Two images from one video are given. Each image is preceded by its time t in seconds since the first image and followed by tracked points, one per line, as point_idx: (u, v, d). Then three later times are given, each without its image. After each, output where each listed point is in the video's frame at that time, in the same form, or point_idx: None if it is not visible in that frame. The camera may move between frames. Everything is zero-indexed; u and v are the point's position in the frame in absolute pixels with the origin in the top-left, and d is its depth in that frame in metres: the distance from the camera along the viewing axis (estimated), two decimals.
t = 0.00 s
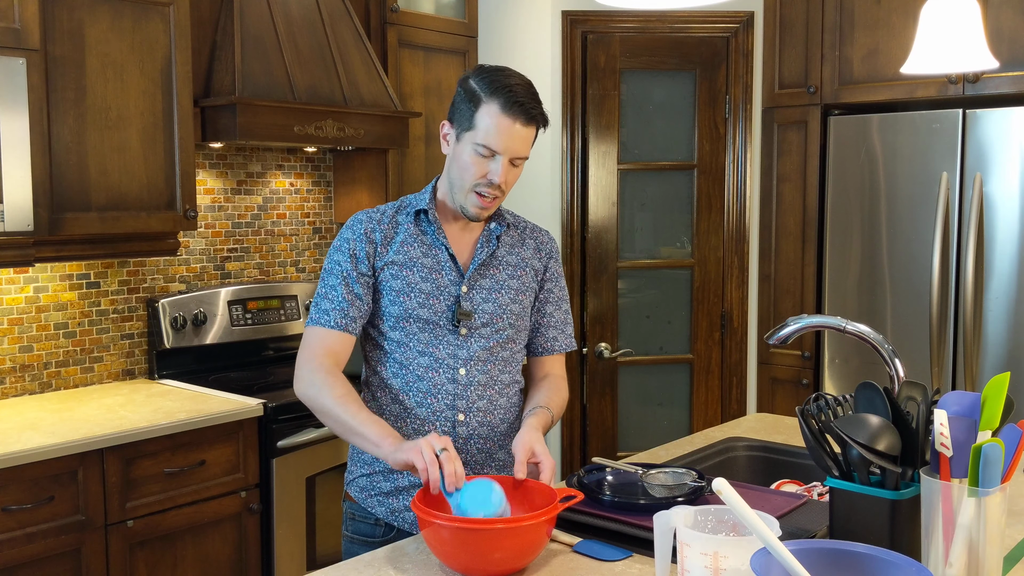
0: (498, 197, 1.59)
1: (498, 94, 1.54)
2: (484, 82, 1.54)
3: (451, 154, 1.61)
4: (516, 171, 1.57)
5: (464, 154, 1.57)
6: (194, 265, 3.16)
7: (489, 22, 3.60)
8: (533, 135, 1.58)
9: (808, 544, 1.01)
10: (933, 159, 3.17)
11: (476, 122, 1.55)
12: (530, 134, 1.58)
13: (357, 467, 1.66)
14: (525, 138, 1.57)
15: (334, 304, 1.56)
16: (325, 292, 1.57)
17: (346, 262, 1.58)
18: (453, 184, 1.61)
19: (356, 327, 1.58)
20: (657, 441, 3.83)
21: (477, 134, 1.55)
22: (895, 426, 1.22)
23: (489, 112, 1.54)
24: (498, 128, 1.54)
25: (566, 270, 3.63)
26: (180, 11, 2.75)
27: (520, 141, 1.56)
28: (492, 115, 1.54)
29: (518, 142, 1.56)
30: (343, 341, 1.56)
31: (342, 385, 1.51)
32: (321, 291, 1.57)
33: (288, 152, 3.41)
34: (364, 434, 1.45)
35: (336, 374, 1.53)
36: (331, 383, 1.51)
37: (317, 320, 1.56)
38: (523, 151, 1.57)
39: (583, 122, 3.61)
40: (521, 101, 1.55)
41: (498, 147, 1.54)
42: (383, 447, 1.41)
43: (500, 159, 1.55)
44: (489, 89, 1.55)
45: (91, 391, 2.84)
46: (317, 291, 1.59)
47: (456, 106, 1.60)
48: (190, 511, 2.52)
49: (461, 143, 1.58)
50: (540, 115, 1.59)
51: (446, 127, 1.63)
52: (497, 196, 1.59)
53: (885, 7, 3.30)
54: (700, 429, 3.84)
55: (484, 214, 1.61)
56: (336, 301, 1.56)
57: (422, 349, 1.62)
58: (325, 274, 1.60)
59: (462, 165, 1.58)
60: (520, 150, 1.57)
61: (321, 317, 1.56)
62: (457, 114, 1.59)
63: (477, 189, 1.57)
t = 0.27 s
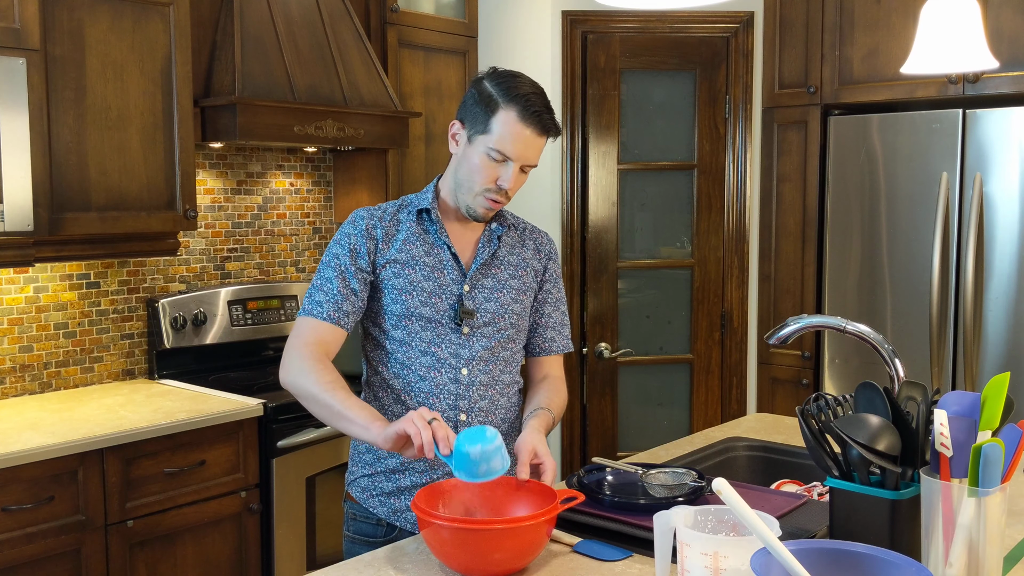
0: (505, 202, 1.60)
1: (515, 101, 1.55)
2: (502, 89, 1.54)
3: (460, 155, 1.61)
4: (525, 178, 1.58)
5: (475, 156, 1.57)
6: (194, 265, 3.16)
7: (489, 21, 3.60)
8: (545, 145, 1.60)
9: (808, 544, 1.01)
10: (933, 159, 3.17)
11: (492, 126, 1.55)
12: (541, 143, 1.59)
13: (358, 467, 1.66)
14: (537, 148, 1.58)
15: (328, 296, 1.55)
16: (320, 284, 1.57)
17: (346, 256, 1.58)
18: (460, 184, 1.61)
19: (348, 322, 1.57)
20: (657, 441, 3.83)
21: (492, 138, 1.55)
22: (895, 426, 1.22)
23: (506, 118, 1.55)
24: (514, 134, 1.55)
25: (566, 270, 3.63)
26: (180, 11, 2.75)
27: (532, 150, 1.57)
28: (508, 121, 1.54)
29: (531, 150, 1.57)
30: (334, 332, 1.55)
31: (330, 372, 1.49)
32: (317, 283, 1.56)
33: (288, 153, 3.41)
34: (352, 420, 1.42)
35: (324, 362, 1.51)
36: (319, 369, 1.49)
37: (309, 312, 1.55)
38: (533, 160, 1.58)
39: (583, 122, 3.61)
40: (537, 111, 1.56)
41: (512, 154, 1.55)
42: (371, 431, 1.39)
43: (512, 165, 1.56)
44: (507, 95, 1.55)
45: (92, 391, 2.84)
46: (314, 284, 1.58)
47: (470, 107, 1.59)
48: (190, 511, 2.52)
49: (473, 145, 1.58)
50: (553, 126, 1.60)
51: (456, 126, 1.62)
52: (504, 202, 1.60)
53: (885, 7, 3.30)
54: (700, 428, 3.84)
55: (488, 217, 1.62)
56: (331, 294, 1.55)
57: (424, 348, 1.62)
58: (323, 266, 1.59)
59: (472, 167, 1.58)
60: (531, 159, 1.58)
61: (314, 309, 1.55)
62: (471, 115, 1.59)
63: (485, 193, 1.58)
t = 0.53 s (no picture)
0: (515, 203, 1.59)
1: (529, 102, 1.55)
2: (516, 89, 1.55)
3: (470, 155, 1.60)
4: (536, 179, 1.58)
5: (488, 156, 1.56)
6: (194, 265, 3.16)
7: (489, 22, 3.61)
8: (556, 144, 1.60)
9: (808, 544, 1.01)
10: (933, 159, 3.17)
11: (505, 126, 1.55)
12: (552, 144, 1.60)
13: (357, 469, 1.66)
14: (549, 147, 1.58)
15: (321, 290, 1.54)
16: (312, 277, 1.56)
17: (344, 254, 1.58)
18: (471, 184, 1.60)
19: (336, 318, 1.56)
20: (657, 441, 3.83)
21: (504, 137, 1.55)
22: (895, 426, 1.22)
23: (519, 117, 1.54)
24: (527, 133, 1.54)
25: (566, 270, 3.63)
26: (180, 11, 2.75)
27: (545, 150, 1.57)
28: (522, 120, 1.54)
29: (543, 150, 1.57)
30: (322, 326, 1.54)
31: (316, 367, 1.48)
32: (309, 276, 1.56)
33: (288, 152, 3.41)
34: (335, 417, 1.42)
35: (310, 356, 1.50)
36: (305, 363, 1.48)
37: (298, 303, 1.54)
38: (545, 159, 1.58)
39: (583, 122, 3.61)
40: (549, 110, 1.56)
41: (526, 153, 1.55)
42: (354, 430, 1.38)
43: (525, 165, 1.56)
44: (520, 95, 1.55)
45: (92, 391, 2.84)
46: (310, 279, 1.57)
47: (481, 107, 1.58)
48: (190, 511, 2.52)
49: (485, 145, 1.57)
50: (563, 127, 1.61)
51: (465, 127, 1.61)
52: (515, 202, 1.59)
53: (885, 7, 3.30)
54: (700, 428, 3.84)
55: (498, 218, 1.61)
56: (324, 289, 1.54)
57: (423, 350, 1.62)
58: (318, 260, 1.58)
59: (483, 167, 1.57)
60: (543, 158, 1.58)
61: (303, 301, 1.54)
62: (482, 115, 1.58)
63: (498, 193, 1.57)
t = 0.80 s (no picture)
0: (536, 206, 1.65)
1: (547, 108, 1.57)
2: (535, 96, 1.57)
3: (493, 166, 1.59)
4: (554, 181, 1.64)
5: (513, 166, 1.58)
6: (194, 265, 3.16)
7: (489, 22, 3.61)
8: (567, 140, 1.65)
9: (808, 544, 1.01)
10: (933, 159, 3.17)
11: (534, 136, 1.56)
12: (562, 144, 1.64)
13: (357, 470, 1.66)
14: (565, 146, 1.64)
15: (318, 286, 1.53)
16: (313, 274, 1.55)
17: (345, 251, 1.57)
18: (493, 193, 1.61)
19: (332, 314, 1.55)
20: (657, 441, 3.83)
21: (535, 148, 1.57)
22: (895, 426, 1.22)
23: (546, 126, 1.57)
24: (554, 142, 1.58)
25: (566, 269, 3.63)
26: (180, 11, 2.75)
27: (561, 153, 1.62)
28: (550, 128, 1.57)
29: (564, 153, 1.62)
30: (318, 322, 1.54)
31: (313, 364, 1.48)
32: (307, 269, 1.55)
33: (288, 152, 3.41)
34: (330, 415, 1.42)
35: (307, 351, 1.50)
36: (302, 358, 1.48)
37: (296, 297, 1.54)
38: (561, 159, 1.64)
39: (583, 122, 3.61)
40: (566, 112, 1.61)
41: (554, 161, 1.59)
42: (349, 430, 1.38)
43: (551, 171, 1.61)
44: (538, 102, 1.57)
45: (92, 392, 2.84)
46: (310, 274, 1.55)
47: (501, 116, 1.57)
48: (190, 511, 2.52)
49: (510, 156, 1.58)
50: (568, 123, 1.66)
51: (484, 138, 1.59)
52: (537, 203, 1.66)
53: (885, 7, 3.30)
54: (700, 428, 3.84)
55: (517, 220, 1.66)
56: (322, 285, 1.53)
57: (425, 350, 1.62)
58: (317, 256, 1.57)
59: (514, 178, 1.59)
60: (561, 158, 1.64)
61: (301, 296, 1.54)
62: (505, 125, 1.57)
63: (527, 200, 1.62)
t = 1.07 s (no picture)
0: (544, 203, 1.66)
1: (554, 105, 1.59)
2: (540, 93, 1.58)
3: (501, 166, 1.59)
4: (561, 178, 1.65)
5: (524, 165, 1.58)
6: (194, 265, 3.16)
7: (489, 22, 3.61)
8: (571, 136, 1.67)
9: (808, 544, 1.01)
10: (933, 159, 3.17)
11: (544, 135, 1.57)
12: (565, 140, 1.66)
13: (360, 468, 1.65)
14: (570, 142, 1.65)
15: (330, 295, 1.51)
16: (332, 288, 1.54)
17: (361, 259, 1.55)
18: (503, 193, 1.61)
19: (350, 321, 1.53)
20: (657, 441, 3.83)
21: (545, 146, 1.58)
22: (895, 426, 1.22)
23: (555, 124, 1.58)
24: (560, 139, 1.59)
25: (566, 270, 3.63)
26: (180, 11, 2.75)
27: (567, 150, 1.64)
28: (558, 126, 1.58)
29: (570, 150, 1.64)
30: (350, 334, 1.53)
31: (366, 360, 1.48)
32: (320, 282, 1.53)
33: (288, 152, 3.41)
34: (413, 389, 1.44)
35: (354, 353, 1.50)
36: (354, 363, 1.47)
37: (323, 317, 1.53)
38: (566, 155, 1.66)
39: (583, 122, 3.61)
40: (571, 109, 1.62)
41: (563, 158, 1.61)
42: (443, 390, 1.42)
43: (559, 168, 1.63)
44: (545, 99, 1.58)
45: (91, 392, 2.84)
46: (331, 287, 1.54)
47: (509, 116, 1.57)
48: (190, 511, 2.52)
49: (520, 156, 1.58)
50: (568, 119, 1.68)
51: (491, 139, 1.59)
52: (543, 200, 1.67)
53: (885, 7, 3.30)
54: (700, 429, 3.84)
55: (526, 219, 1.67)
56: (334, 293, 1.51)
57: (436, 351, 1.61)
58: (335, 268, 1.55)
59: (525, 177, 1.59)
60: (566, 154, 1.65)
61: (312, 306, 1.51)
62: (514, 125, 1.57)
63: (537, 199, 1.63)
